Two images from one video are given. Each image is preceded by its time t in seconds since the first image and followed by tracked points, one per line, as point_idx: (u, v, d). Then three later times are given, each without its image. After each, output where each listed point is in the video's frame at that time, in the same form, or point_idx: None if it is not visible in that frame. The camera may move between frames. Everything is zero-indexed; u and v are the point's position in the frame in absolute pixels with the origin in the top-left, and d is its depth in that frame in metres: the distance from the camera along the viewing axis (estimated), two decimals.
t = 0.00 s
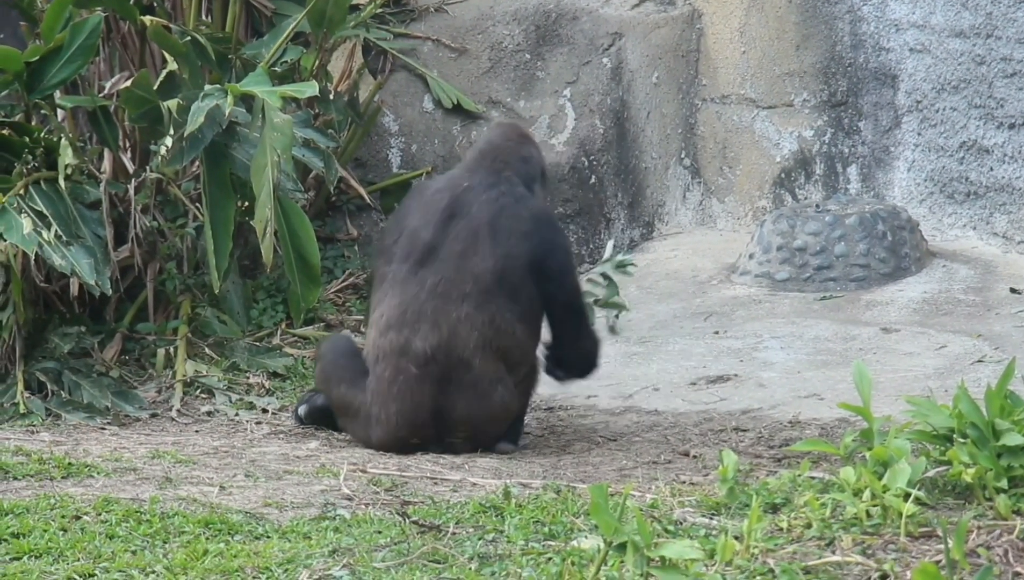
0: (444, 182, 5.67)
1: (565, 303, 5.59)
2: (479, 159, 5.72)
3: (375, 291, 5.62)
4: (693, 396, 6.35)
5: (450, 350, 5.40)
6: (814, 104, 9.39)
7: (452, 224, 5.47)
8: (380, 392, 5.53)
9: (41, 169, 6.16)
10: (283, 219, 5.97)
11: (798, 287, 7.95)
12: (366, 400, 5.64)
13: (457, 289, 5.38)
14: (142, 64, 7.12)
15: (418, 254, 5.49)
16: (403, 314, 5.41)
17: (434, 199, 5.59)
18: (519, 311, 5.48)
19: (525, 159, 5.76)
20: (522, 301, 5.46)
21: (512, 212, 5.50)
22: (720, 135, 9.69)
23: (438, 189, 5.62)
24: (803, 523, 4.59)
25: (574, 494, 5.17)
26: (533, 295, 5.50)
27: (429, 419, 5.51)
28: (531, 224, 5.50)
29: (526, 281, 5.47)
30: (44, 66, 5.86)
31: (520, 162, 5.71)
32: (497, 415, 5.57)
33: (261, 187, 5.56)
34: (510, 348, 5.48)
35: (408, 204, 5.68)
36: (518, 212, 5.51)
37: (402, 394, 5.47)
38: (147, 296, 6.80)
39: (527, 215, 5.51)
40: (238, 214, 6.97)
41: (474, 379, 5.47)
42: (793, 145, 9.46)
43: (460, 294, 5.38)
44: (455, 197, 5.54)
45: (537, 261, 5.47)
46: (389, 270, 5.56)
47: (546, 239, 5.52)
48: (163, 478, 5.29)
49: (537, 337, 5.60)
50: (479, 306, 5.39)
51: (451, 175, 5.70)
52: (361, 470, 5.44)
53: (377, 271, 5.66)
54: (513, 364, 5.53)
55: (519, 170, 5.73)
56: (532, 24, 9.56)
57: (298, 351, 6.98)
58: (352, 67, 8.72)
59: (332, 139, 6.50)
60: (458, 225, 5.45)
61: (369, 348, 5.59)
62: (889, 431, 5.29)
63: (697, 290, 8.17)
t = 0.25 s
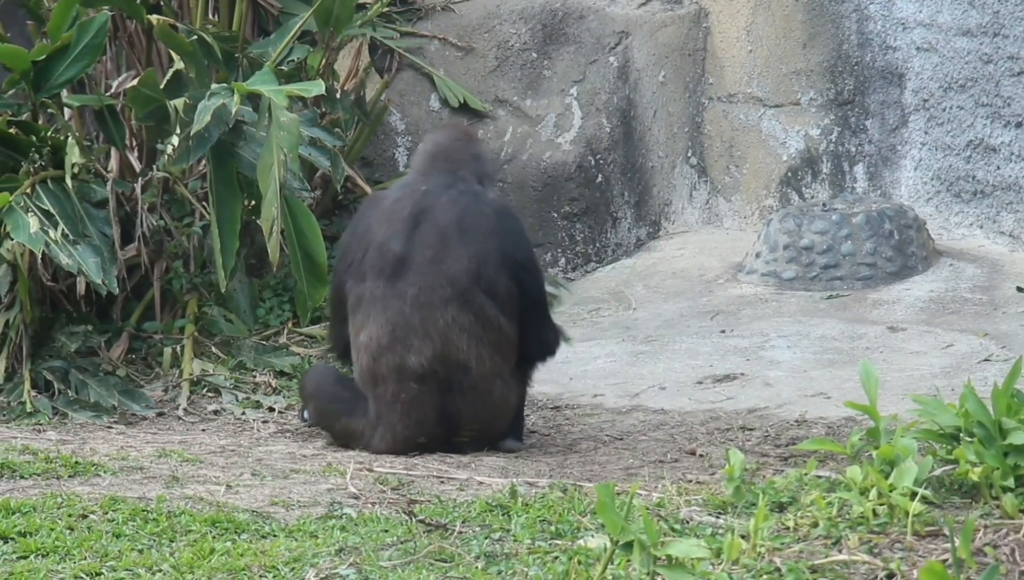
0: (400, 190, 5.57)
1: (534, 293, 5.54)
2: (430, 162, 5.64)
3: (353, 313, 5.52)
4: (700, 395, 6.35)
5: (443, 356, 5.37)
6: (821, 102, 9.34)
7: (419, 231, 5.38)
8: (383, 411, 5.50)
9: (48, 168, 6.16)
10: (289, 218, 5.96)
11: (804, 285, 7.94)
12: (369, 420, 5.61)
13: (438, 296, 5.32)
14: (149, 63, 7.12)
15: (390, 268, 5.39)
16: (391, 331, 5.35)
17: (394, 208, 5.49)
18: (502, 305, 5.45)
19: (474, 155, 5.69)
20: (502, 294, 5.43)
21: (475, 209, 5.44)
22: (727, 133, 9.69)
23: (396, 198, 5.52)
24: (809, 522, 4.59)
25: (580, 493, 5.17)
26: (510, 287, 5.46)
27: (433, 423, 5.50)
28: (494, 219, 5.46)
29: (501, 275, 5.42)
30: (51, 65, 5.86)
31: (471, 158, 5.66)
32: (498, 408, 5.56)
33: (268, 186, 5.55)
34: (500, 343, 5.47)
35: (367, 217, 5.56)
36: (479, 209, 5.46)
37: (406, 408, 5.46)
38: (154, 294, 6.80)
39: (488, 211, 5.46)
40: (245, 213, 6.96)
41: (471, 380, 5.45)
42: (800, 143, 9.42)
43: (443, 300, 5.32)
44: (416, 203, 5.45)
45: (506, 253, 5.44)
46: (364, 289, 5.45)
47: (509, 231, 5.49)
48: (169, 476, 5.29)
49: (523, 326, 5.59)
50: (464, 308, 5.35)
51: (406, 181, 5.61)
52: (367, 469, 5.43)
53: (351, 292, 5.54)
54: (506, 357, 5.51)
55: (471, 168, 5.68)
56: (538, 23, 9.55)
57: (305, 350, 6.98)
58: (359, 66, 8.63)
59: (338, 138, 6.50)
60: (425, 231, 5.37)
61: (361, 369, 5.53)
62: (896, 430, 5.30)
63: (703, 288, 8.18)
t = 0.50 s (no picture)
0: (380, 197, 5.52)
1: (523, 277, 5.55)
2: (404, 164, 5.60)
3: (351, 325, 5.48)
4: (706, 394, 6.35)
5: (447, 357, 5.35)
6: (827, 102, 9.35)
7: (409, 236, 5.34)
8: (391, 416, 5.50)
9: (55, 167, 6.17)
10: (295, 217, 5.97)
11: (811, 285, 7.93)
12: (375, 425, 5.61)
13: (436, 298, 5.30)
14: (156, 62, 7.13)
15: (385, 279, 5.35)
16: (393, 340, 5.32)
17: (379, 217, 5.43)
18: (497, 296, 5.44)
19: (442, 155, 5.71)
20: (496, 286, 5.43)
21: (457, 205, 5.44)
22: (734, 133, 9.65)
23: (379, 206, 5.47)
24: (816, 521, 4.59)
25: (587, 492, 5.17)
26: (502, 276, 5.47)
27: (439, 424, 5.49)
28: (475, 211, 5.46)
29: (492, 266, 5.42)
30: (58, 65, 5.87)
31: (439, 157, 5.67)
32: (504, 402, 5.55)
33: (274, 186, 5.56)
34: (502, 338, 5.46)
35: (353, 229, 5.50)
36: (460, 205, 5.45)
37: (415, 411, 5.45)
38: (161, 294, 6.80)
39: (468, 204, 5.46)
40: (251, 212, 6.96)
41: (477, 379, 5.43)
42: (807, 142, 9.40)
43: (441, 301, 5.31)
44: (400, 208, 5.41)
45: (492, 244, 5.45)
46: (362, 302, 5.41)
47: (490, 222, 5.49)
48: (176, 476, 5.30)
49: (519, 314, 5.59)
50: (461, 306, 5.34)
51: (384, 186, 5.57)
52: (374, 468, 5.43)
53: (348, 306, 5.49)
54: (508, 351, 5.50)
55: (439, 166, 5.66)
56: (545, 23, 9.55)
57: (312, 349, 6.99)
58: (366, 65, 8.61)
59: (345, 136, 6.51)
60: (415, 235, 5.33)
61: (364, 379, 5.51)
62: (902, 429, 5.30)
63: (710, 287, 8.17)
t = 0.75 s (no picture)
0: (395, 198, 5.52)
1: (537, 276, 5.58)
2: (418, 165, 5.60)
3: (369, 326, 5.49)
4: (720, 393, 6.35)
5: (465, 357, 5.36)
6: (841, 100, 9.35)
7: (427, 237, 5.35)
8: (406, 415, 5.51)
9: (69, 167, 6.19)
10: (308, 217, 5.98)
11: (824, 284, 7.92)
12: (391, 424, 5.61)
13: (454, 299, 5.32)
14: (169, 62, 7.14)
15: (403, 280, 5.35)
16: (412, 341, 5.33)
17: (396, 218, 5.43)
18: (513, 295, 5.46)
19: (453, 154, 5.71)
20: (512, 285, 5.45)
21: (473, 205, 5.45)
22: (747, 132, 9.65)
23: (395, 207, 5.47)
24: (830, 520, 4.58)
25: (600, 491, 5.17)
26: (517, 274, 5.49)
27: (457, 423, 5.50)
28: (490, 210, 5.48)
29: (507, 265, 5.45)
30: (72, 64, 5.88)
31: (451, 156, 5.67)
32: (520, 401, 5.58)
33: (288, 185, 5.57)
34: (518, 338, 5.48)
35: (369, 230, 5.49)
36: (476, 204, 5.46)
37: (431, 410, 5.46)
38: (175, 293, 6.81)
39: (483, 204, 5.47)
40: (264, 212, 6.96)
41: (494, 378, 5.44)
42: (820, 141, 9.40)
43: (459, 302, 5.32)
44: (417, 209, 5.41)
45: (507, 243, 5.47)
46: (380, 303, 5.41)
47: (505, 220, 5.51)
48: (190, 475, 5.30)
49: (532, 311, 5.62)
50: (480, 307, 5.36)
51: (398, 187, 5.56)
52: (388, 467, 5.42)
53: (364, 307, 5.49)
54: (524, 350, 5.53)
55: (452, 165, 5.65)
56: (558, 22, 9.53)
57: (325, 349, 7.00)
58: (379, 64, 8.60)
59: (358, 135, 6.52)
60: (433, 236, 5.34)
61: (381, 379, 5.52)
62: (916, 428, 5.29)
63: (724, 287, 8.17)
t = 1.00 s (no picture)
0: (428, 193, 5.51)
1: (562, 282, 5.61)
2: (452, 164, 5.60)
3: (393, 319, 5.46)
4: (731, 392, 6.35)
5: (488, 357, 5.37)
6: (851, 100, 9.36)
7: (459, 234, 5.34)
8: (421, 411, 5.50)
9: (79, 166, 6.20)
10: (319, 216, 5.99)
11: (834, 283, 7.92)
12: (403, 420, 5.60)
13: (483, 297, 5.32)
14: (180, 61, 7.15)
15: (431, 275, 5.34)
16: (437, 336, 5.32)
17: (429, 213, 5.43)
18: (538, 299, 5.48)
19: (485, 154, 5.71)
20: (539, 288, 5.46)
21: (506, 206, 5.46)
22: (757, 131, 9.68)
23: (428, 202, 5.46)
24: (839, 519, 4.57)
25: (610, 490, 5.16)
26: (544, 278, 5.50)
27: (472, 423, 5.51)
28: (522, 213, 5.49)
29: (537, 268, 5.46)
30: (82, 63, 5.88)
31: (484, 156, 5.67)
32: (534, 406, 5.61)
33: (298, 184, 5.58)
34: (539, 342, 5.50)
35: (400, 223, 5.48)
36: (509, 206, 5.47)
37: (448, 408, 5.45)
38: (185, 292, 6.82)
39: (516, 206, 5.48)
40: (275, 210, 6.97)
41: (513, 380, 5.46)
42: (830, 141, 9.42)
43: (487, 300, 5.33)
44: (451, 205, 5.41)
45: (538, 247, 5.49)
46: (407, 296, 5.40)
47: (536, 225, 5.53)
48: (200, 474, 5.30)
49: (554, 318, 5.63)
50: (506, 308, 5.37)
51: (431, 183, 5.55)
52: (397, 466, 5.42)
53: (390, 300, 5.47)
54: (543, 356, 5.55)
55: (486, 167, 5.65)
56: (568, 20, 9.51)
57: (335, 348, 7.00)
58: (389, 63, 8.64)
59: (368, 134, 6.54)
60: (466, 234, 5.34)
61: (399, 372, 5.50)
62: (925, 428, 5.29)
63: (733, 286, 8.17)
